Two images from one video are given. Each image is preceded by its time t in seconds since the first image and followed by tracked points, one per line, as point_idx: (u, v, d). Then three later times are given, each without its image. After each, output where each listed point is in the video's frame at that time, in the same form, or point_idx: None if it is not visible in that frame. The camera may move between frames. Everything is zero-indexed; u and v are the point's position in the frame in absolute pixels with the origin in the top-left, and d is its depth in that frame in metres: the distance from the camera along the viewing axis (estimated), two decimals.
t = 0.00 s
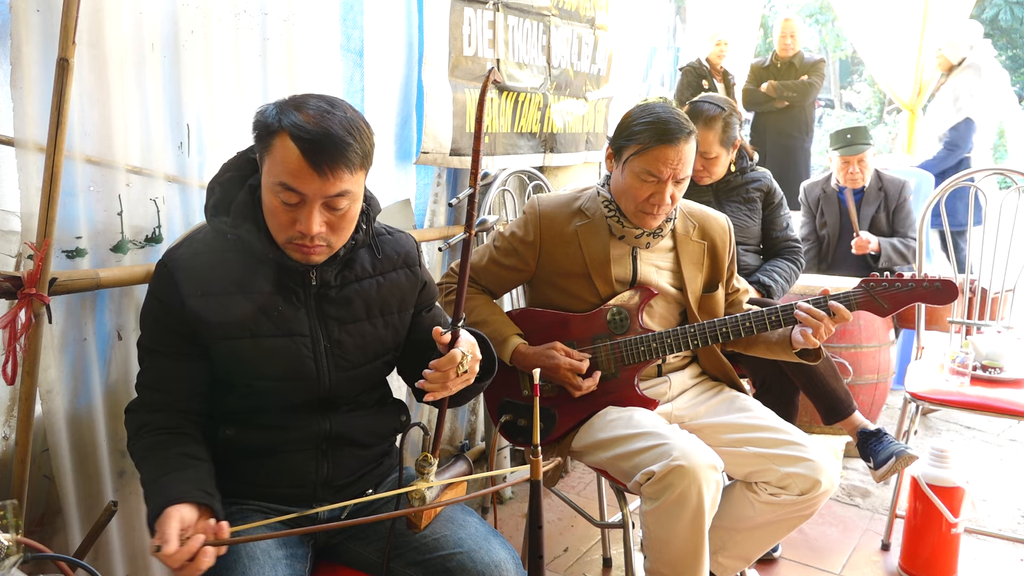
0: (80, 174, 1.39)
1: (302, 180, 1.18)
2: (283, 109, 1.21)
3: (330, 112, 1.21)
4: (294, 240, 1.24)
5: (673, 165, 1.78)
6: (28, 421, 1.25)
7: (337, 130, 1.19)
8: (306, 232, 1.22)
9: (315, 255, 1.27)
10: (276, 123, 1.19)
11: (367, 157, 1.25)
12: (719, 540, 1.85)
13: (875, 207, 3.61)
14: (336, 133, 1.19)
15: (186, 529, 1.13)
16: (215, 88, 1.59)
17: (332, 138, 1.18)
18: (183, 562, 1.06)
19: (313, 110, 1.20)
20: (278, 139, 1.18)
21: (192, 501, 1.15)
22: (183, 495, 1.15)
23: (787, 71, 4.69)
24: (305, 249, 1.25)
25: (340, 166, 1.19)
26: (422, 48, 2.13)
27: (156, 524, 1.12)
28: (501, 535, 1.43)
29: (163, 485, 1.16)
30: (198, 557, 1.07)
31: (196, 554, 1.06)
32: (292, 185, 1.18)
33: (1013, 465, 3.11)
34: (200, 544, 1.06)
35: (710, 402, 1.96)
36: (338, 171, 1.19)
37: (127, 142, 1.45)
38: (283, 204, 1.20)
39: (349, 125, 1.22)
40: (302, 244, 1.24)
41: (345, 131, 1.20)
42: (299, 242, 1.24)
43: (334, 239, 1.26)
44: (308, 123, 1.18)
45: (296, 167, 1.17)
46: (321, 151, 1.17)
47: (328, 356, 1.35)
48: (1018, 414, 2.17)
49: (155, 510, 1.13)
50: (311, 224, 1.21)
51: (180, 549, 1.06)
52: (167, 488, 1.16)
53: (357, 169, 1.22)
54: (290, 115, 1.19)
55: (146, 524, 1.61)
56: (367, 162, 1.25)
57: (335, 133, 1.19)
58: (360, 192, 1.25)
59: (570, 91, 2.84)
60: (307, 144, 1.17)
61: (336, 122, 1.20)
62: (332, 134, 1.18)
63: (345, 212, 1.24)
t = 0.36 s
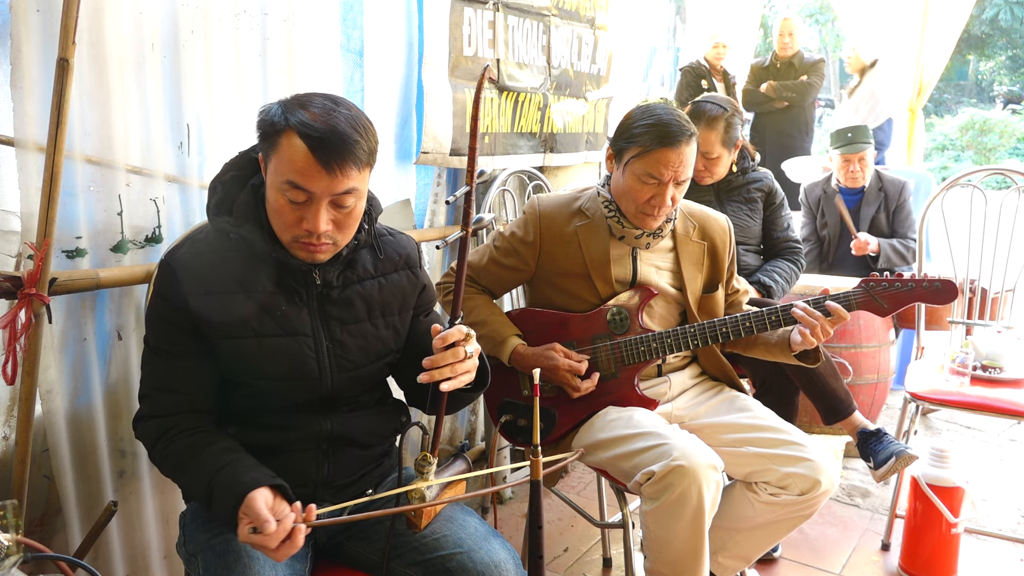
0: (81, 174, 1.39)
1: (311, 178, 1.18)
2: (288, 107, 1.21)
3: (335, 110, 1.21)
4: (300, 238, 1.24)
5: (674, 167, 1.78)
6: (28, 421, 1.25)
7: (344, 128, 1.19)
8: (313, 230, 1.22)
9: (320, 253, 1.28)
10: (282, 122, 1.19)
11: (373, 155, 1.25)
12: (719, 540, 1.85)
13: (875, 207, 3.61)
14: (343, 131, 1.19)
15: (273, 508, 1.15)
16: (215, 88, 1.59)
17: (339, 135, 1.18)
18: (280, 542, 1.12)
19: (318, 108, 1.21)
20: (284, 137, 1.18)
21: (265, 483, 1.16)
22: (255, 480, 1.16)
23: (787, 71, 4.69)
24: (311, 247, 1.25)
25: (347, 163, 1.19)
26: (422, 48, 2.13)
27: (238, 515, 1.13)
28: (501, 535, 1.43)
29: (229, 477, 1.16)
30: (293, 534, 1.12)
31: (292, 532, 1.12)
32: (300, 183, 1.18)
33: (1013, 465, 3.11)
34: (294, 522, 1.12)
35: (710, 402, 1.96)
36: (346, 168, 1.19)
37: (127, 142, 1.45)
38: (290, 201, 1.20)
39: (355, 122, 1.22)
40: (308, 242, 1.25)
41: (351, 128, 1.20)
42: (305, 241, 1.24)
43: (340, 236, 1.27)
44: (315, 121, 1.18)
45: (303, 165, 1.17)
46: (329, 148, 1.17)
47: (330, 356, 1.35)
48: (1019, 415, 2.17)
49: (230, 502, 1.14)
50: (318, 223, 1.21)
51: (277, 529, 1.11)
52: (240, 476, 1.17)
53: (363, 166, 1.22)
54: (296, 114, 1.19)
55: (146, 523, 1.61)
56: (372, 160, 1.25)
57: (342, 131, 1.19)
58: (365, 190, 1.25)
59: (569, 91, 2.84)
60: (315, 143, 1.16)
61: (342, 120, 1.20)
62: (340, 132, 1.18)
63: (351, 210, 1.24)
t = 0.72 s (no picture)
0: (81, 174, 1.39)
1: (314, 176, 1.18)
2: (291, 106, 1.21)
3: (337, 108, 1.21)
4: (303, 237, 1.24)
5: (673, 167, 1.78)
6: (28, 421, 1.25)
7: (347, 125, 1.19)
8: (316, 229, 1.22)
9: (323, 252, 1.28)
10: (285, 120, 1.19)
11: (376, 152, 1.25)
12: (719, 540, 1.86)
13: (875, 208, 3.63)
14: (346, 128, 1.19)
15: (244, 514, 1.14)
16: (215, 88, 1.59)
17: (343, 132, 1.18)
18: (246, 548, 1.10)
19: (321, 106, 1.21)
20: (287, 135, 1.18)
21: (240, 487, 1.16)
22: (230, 483, 1.16)
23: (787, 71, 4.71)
24: (314, 245, 1.25)
25: (351, 161, 1.19)
26: (422, 48, 2.13)
27: (209, 516, 1.13)
28: (501, 535, 1.43)
29: (204, 479, 1.16)
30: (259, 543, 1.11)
31: (258, 540, 1.10)
32: (304, 181, 1.18)
33: (1013, 465, 3.11)
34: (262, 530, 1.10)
35: (710, 402, 1.96)
36: (349, 166, 1.19)
37: (127, 142, 1.45)
38: (293, 200, 1.20)
39: (358, 120, 1.22)
40: (312, 241, 1.24)
41: (354, 125, 1.20)
42: (308, 239, 1.24)
43: (343, 235, 1.27)
44: (319, 119, 1.18)
45: (307, 162, 1.17)
46: (333, 145, 1.17)
47: (331, 356, 1.35)
48: (1019, 415, 2.17)
49: (203, 503, 1.14)
50: (321, 221, 1.21)
51: (244, 534, 1.09)
52: (216, 479, 1.16)
53: (366, 164, 1.22)
54: (300, 112, 1.19)
55: (146, 523, 1.61)
56: (375, 158, 1.25)
57: (345, 128, 1.19)
58: (368, 189, 1.25)
59: (569, 91, 2.84)
60: (319, 140, 1.16)
61: (345, 118, 1.20)
62: (344, 129, 1.18)
63: (354, 209, 1.24)
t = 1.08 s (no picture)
0: (81, 174, 1.39)
1: (317, 176, 1.18)
2: (295, 106, 1.21)
3: (340, 108, 1.21)
4: (304, 237, 1.24)
5: (673, 168, 1.78)
6: (27, 421, 1.25)
7: (350, 125, 1.19)
8: (317, 229, 1.22)
9: (324, 252, 1.27)
10: (289, 120, 1.19)
11: (379, 153, 1.25)
12: (719, 540, 1.85)
13: (876, 207, 3.62)
14: (349, 128, 1.19)
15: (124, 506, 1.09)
16: (215, 88, 1.59)
17: (347, 132, 1.18)
18: (113, 537, 1.02)
19: (324, 107, 1.21)
20: (291, 135, 1.18)
21: (133, 478, 1.12)
22: (127, 470, 1.12)
23: (786, 71, 4.68)
24: (315, 245, 1.25)
25: (354, 161, 1.19)
26: (422, 48, 2.13)
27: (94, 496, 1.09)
28: (501, 535, 1.43)
29: (111, 460, 1.14)
30: (130, 535, 1.02)
31: (128, 530, 1.02)
32: (306, 181, 1.18)
33: (1013, 465, 3.11)
34: (135, 521, 1.02)
35: (710, 402, 1.96)
36: (352, 166, 1.19)
37: (127, 142, 1.45)
38: (295, 199, 1.20)
39: (361, 120, 1.22)
40: (313, 241, 1.24)
41: (358, 125, 1.20)
42: (309, 239, 1.24)
43: (344, 236, 1.26)
44: (323, 119, 1.18)
45: (310, 162, 1.17)
46: (336, 145, 1.17)
47: (330, 355, 1.35)
48: (1019, 414, 2.17)
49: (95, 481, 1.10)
50: (323, 221, 1.21)
51: (112, 521, 1.02)
52: (116, 464, 1.13)
53: (369, 165, 1.22)
54: (303, 111, 1.19)
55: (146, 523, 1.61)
56: (378, 158, 1.25)
57: (348, 128, 1.19)
58: (370, 189, 1.25)
59: (569, 91, 2.84)
60: (323, 140, 1.17)
61: (348, 118, 1.20)
62: (347, 129, 1.18)
63: (355, 209, 1.24)
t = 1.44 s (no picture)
0: (81, 174, 1.39)
1: (314, 177, 1.18)
2: (292, 106, 1.21)
3: (338, 109, 1.21)
4: (301, 237, 1.24)
5: (673, 168, 1.78)
6: (27, 421, 1.25)
7: (347, 126, 1.19)
8: (314, 229, 1.22)
9: (322, 252, 1.28)
10: (286, 121, 1.19)
11: (376, 154, 1.25)
12: (719, 540, 1.86)
13: (879, 207, 3.63)
14: (346, 130, 1.19)
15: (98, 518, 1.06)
16: (215, 88, 1.59)
17: (343, 134, 1.18)
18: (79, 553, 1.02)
19: (322, 108, 1.21)
20: (288, 136, 1.18)
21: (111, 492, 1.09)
22: (103, 483, 1.10)
23: (786, 71, 4.70)
24: (313, 246, 1.25)
25: (351, 163, 1.19)
26: (422, 48, 2.13)
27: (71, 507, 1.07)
28: (501, 535, 1.43)
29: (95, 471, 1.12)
30: (95, 550, 1.02)
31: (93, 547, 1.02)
32: (303, 182, 1.18)
33: (1013, 465, 3.11)
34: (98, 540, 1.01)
35: (710, 402, 1.96)
36: (349, 167, 1.19)
37: (127, 142, 1.45)
38: (293, 200, 1.20)
39: (358, 121, 1.22)
40: (310, 241, 1.25)
41: (355, 126, 1.20)
42: (307, 240, 1.24)
43: (341, 236, 1.27)
44: (320, 120, 1.18)
45: (307, 163, 1.17)
46: (333, 146, 1.17)
47: (329, 354, 1.35)
48: (1018, 414, 2.17)
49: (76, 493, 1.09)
50: (320, 222, 1.21)
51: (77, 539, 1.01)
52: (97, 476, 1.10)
53: (366, 166, 1.22)
54: (301, 112, 1.19)
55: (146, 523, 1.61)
56: (375, 159, 1.25)
57: (345, 129, 1.19)
58: (367, 190, 1.25)
59: (569, 91, 2.84)
60: (319, 141, 1.17)
61: (346, 119, 1.21)
62: (344, 131, 1.18)
63: (353, 210, 1.24)
